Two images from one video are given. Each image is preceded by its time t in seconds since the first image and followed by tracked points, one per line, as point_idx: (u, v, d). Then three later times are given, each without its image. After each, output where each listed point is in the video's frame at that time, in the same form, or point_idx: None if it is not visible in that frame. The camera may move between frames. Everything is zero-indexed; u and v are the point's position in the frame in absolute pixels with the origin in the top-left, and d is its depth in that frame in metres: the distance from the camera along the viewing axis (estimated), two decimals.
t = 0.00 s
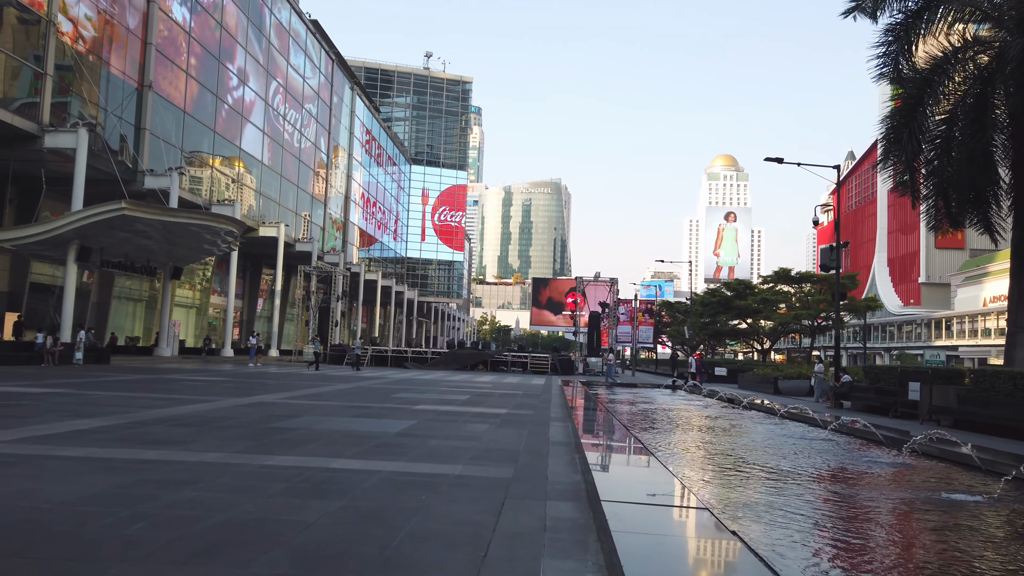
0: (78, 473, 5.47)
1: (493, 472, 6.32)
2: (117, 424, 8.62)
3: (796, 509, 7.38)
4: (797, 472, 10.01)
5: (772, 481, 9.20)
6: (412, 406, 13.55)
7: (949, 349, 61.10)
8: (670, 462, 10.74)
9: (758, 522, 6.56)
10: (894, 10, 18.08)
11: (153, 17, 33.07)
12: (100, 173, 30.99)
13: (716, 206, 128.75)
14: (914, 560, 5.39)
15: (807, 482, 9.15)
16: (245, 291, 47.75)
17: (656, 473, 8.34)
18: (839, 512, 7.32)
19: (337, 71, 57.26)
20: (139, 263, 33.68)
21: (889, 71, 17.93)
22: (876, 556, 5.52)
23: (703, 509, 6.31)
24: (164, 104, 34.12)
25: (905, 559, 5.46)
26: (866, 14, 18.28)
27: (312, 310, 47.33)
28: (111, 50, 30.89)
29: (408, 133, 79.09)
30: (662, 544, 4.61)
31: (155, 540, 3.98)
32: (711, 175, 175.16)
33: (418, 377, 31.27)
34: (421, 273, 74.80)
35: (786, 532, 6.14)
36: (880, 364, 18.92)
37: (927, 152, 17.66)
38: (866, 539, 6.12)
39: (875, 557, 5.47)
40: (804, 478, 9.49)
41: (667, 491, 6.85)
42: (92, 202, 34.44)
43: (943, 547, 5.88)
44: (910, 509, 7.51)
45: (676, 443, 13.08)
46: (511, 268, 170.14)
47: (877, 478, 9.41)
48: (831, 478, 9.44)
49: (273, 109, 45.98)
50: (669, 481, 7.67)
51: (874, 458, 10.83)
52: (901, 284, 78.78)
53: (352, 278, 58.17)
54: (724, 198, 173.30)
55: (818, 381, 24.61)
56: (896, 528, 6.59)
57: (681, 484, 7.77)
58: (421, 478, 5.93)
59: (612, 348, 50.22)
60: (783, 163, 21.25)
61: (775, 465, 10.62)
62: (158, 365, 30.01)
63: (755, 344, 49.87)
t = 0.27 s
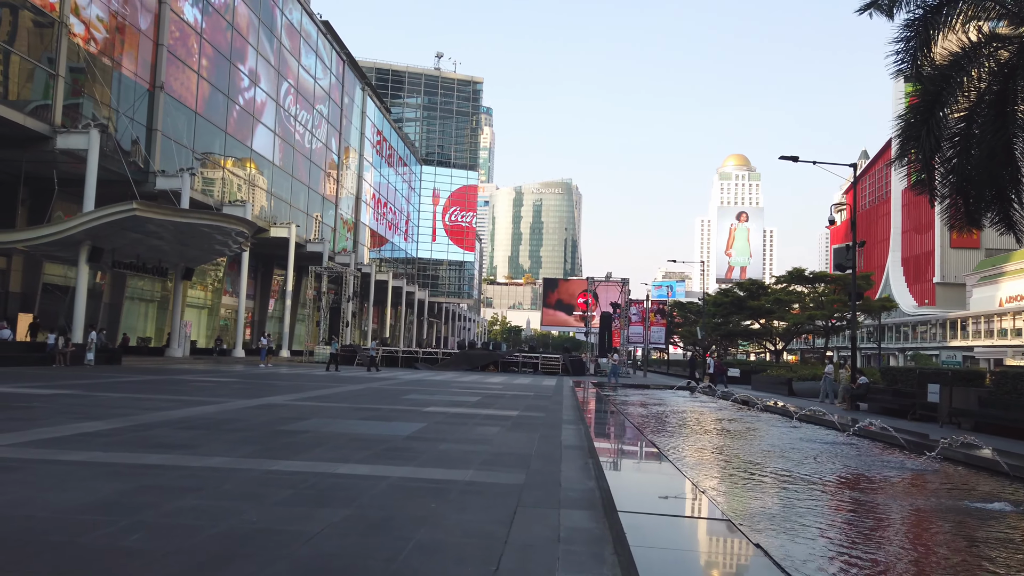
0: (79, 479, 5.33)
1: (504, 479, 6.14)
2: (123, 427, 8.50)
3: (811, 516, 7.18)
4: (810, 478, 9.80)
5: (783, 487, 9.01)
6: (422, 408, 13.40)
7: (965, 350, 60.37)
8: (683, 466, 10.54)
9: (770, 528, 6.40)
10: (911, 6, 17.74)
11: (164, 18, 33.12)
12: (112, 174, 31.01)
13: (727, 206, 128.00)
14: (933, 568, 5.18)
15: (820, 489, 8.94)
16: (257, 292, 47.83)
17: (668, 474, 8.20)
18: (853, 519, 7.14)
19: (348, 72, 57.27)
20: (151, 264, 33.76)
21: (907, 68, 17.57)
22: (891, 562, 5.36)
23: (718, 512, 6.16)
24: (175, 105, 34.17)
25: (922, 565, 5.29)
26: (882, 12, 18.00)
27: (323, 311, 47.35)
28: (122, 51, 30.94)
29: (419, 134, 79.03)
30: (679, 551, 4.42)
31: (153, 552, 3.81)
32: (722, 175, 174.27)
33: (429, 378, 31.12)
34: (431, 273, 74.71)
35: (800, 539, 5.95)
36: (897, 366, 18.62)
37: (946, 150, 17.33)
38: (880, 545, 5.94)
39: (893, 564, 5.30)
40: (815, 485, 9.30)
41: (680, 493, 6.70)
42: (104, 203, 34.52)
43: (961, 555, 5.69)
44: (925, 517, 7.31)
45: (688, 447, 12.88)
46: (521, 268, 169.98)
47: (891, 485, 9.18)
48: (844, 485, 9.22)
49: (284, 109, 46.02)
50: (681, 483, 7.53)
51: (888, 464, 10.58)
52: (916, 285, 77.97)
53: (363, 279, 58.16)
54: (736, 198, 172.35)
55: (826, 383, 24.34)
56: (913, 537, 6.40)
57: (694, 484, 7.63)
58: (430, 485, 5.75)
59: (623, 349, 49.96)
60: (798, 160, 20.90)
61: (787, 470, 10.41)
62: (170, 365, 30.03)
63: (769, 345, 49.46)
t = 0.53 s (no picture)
0: (73, 483, 5.17)
1: (510, 483, 5.97)
2: (124, 429, 8.37)
3: (819, 518, 7.02)
4: (819, 480, 9.61)
5: (791, 488, 8.83)
6: (427, 409, 13.25)
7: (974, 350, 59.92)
8: (690, 467, 10.36)
9: (776, 531, 6.26)
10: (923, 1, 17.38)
11: (169, 18, 33.09)
12: (118, 174, 30.95)
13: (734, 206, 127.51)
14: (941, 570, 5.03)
15: (829, 491, 8.75)
16: (263, 292, 47.83)
17: (675, 474, 8.07)
18: (862, 521, 6.97)
19: (354, 72, 57.20)
20: (156, 265, 33.74)
21: (919, 63, 17.19)
22: (901, 565, 5.21)
23: (725, 514, 6.02)
24: (181, 106, 34.13)
25: (932, 569, 5.14)
26: (891, 9, 17.70)
27: (328, 311, 47.32)
28: (128, 52, 30.92)
29: (425, 134, 78.90)
30: (689, 556, 4.26)
31: (144, 561, 3.65)
32: (729, 174, 173.64)
33: (434, 378, 30.97)
34: (437, 273, 74.59)
35: (806, 542, 5.79)
36: (909, 367, 18.39)
37: (957, 147, 17.09)
38: (889, 548, 5.78)
39: (903, 567, 5.15)
40: (825, 486, 9.11)
41: (686, 495, 6.55)
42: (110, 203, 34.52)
43: (972, 559, 5.51)
44: (936, 519, 7.13)
45: (695, 448, 12.69)
46: (528, 268, 169.77)
47: (901, 488, 8.99)
48: (854, 487, 9.03)
49: (290, 110, 45.97)
50: (688, 483, 7.41)
51: (898, 467, 10.39)
52: (924, 285, 77.39)
53: (369, 280, 58.09)
54: (743, 198, 171.72)
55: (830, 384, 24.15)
56: (924, 540, 6.22)
57: (700, 485, 7.50)
58: (434, 489, 5.58)
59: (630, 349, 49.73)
60: (808, 159, 20.66)
61: (796, 472, 10.22)
62: (176, 366, 30.00)
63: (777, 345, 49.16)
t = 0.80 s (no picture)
0: (64, 488, 5.01)
1: (516, 488, 5.79)
2: (122, 431, 8.23)
3: (825, 521, 6.85)
4: (829, 482, 9.36)
5: (800, 490, 8.59)
6: (432, 410, 13.10)
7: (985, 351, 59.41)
8: (697, 468, 10.13)
9: (786, 535, 6.10)
10: None
11: (175, 19, 33.06)
12: (124, 175, 30.93)
13: (742, 206, 126.95)
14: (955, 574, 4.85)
15: (839, 493, 8.50)
16: (270, 293, 47.87)
17: (683, 477, 7.92)
18: (873, 524, 6.73)
19: (360, 73, 57.15)
20: (162, 266, 33.72)
21: (931, 59, 16.76)
22: (915, 569, 5.06)
23: (735, 517, 5.87)
24: (187, 107, 34.12)
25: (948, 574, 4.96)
26: (903, 6, 17.34)
27: (335, 312, 47.34)
28: (134, 54, 30.92)
29: (431, 135, 78.83)
30: (698, 561, 4.09)
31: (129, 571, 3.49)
32: (737, 174, 172.95)
33: (441, 379, 30.85)
34: (444, 274, 74.48)
35: (816, 546, 5.62)
36: (922, 367, 18.17)
37: (971, 145, 16.73)
38: (901, 552, 5.60)
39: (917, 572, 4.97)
40: (835, 489, 8.87)
41: (695, 498, 6.41)
42: (116, 205, 34.51)
43: (986, 564, 5.32)
44: (949, 523, 6.92)
45: (702, 450, 12.48)
46: (535, 269, 169.56)
47: (914, 491, 8.73)
48: (865, 489, 8.78)
49: (296, 111, 45.93)
50: (696, 485, 7.26)
51: (911, 471, 10.11)
52: (934, 285, 76.74)
53: (375, 280, 58.00)
54: (750, 198, 171.01)
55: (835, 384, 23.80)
56: (939, 544, 5.99)
57: (708, 487, 7.35)
58: (436, 494, 5.41)
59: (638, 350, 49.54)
60: (818, 157, 20.39)
61: (806, 474, 9.97)
62: (183, 367, 29.95)
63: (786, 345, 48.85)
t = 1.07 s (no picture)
0: (62, 495, 4.88)
1: (526, 494, 5.63)
2: (127, 434, 8.12)
3: (839, 528, 6.68)
4: (840, 487, 9.17)
5: (813, 496, 8.42)
6: (441, 412, 12.94)
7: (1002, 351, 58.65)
8: (707, 472, 9.96)
9: (799, 541, 5.98)
10: None
11: (186, 21, 33.07)
12: (135, 177, 30.97)
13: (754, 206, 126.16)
14: None
15: (850, 499, 8.33)
16: (282, 294, 47.93)
17: (694, 479, 7.80)
18: (884, 533, 6.56)
19: (371, 74, 57.11)
20: (174, 267, 33.76)
21: (949, 56, 16.23)
22: None
23: (747, 522, 5.75)
24: (198, 108, 34.15)
25: None
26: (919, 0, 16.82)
27: (346, 312, 47.31)
28: (145, 55, 31.00)
29: (442, 135, 78.72)
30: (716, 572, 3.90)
31: None
32: (750, 174, 171.93)
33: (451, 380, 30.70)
34: (455, 275, 74.35)
35: (832, 556, 5.44)
36: (940, 368, 17.86)
37: (988, 143, 16.18)
38: (921, 564, 5.42)
39: None
40: (846, 494, 8.69)
41: (707, 502, 6.29)
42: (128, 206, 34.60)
43: None
44: (967, 533, 6.72)
45: (713, 452, 12.31)
46: (546, 269, 169.23)
47: (927, 498, 8.53)
48: (876, 496, 8.59)
49: (307, 112, 45.92)
50: (707, 488, 7.15)
51: (926, 476, 9.89)
52: (949, 284, 75.84)
53: (386, 281, 58.01)
54: (763, 198, 169.99)
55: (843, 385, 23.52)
56: (952, 554, 5.83)
57: (718, 490, 7.23)
58: (444, 501, 5.25)
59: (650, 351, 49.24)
60: (833, 155, 20.10)
61: (818, 479, 9.78)
62: (194, 368, 29.98)
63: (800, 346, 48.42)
